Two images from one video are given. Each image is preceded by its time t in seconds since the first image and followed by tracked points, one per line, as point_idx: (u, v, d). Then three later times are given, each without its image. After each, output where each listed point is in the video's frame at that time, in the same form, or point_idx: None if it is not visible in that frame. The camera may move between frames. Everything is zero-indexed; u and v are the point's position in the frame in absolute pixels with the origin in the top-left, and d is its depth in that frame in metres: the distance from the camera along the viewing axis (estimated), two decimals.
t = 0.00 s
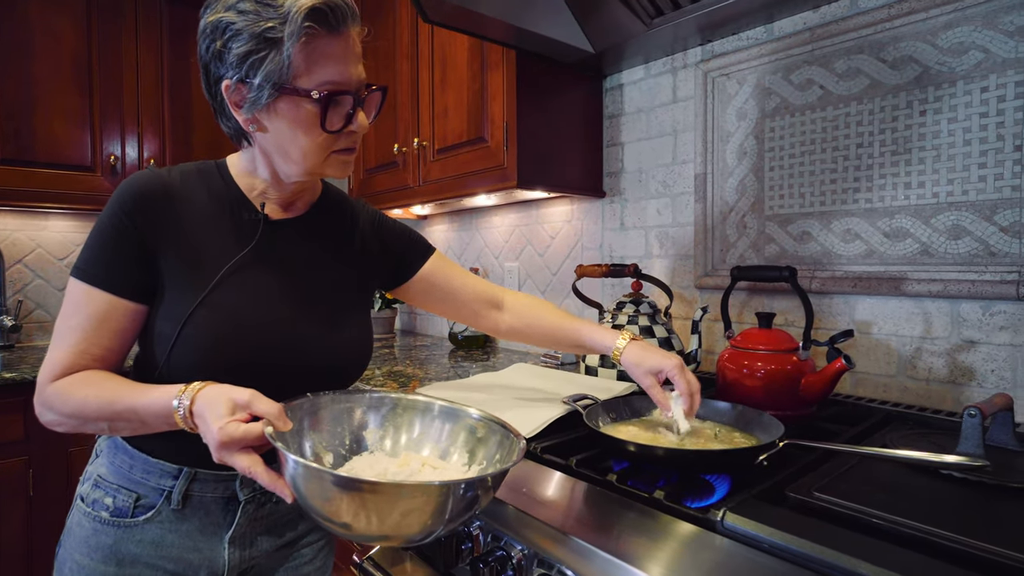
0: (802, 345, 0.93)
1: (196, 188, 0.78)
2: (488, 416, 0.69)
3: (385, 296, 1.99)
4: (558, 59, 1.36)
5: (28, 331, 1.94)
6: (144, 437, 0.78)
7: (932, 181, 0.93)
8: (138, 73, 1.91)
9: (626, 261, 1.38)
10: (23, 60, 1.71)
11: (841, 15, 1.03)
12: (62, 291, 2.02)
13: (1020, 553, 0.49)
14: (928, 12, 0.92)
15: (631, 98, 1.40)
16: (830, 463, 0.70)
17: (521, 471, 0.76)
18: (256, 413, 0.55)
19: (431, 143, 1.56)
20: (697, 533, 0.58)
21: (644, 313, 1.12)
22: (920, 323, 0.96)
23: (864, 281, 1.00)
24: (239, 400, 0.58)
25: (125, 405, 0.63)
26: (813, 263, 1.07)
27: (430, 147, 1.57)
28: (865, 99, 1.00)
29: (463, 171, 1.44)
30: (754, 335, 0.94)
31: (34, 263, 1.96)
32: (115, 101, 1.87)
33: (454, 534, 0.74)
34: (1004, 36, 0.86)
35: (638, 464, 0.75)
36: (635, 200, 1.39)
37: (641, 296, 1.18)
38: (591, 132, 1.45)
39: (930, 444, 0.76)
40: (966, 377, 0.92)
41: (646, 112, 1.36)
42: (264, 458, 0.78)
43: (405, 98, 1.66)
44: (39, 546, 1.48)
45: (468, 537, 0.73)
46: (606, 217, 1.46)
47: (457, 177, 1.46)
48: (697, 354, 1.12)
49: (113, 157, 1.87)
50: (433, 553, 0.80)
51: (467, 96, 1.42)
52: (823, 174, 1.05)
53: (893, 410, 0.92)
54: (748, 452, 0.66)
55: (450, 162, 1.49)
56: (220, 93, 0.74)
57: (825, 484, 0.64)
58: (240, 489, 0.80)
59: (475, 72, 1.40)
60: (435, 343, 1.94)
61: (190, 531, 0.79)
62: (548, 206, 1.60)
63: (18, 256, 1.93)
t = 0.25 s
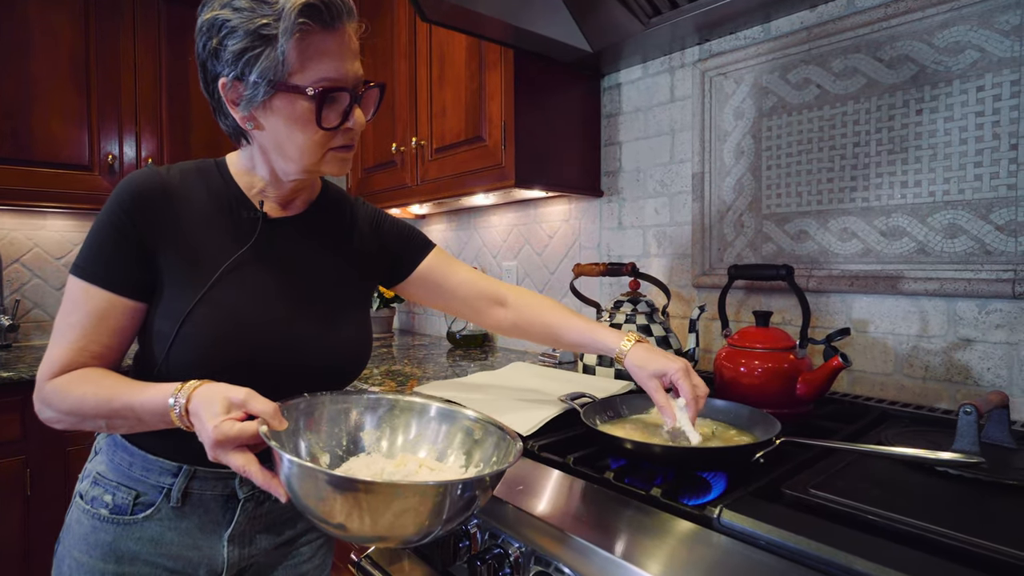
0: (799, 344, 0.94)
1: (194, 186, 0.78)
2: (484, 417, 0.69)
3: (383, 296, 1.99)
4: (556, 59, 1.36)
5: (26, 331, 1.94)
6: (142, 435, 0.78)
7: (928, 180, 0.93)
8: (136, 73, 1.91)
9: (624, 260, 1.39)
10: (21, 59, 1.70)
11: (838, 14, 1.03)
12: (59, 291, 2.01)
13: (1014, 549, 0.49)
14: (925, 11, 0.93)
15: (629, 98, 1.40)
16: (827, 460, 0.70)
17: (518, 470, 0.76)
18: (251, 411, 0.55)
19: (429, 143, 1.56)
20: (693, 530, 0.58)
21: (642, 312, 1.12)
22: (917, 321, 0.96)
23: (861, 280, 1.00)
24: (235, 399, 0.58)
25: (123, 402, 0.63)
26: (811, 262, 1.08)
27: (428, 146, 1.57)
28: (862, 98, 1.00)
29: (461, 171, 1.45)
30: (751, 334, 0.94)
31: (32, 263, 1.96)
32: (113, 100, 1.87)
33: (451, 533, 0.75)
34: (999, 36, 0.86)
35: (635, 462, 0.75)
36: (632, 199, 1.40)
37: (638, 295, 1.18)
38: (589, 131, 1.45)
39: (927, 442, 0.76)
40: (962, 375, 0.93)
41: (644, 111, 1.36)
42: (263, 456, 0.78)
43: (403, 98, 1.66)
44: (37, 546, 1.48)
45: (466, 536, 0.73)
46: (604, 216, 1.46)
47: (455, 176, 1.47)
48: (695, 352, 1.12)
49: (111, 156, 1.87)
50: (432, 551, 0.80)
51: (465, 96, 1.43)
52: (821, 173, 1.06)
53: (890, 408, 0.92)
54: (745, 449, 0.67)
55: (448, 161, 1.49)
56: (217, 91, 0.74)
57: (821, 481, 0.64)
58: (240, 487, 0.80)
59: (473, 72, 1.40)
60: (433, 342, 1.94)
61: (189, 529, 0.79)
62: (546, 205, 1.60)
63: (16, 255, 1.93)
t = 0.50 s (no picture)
0: (797, 343, 0.94)
1: (194, 184, 0.78)
2: (483, 413, 0.69)
3: (382, 296, 1.99)
4: (555, 58, 1.36)
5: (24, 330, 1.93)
6: (141, 433, 0.78)
7: (926, 180, 0.93)
8: (135, 72, 1.91)
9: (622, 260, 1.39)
10: (19, 58, 1.70)
11: (836, 14, 1.03)
12: (58, 290, 2.01)
13: (1009, 546, 0.50)
14: (922, 12, 0.93)
15: (627, 97, 1.40)
16: (824, 459, 0.71)
17: (517, 468, 0.76)
18: (250, 408, 0.55)
19: (428, 142, 1.56)
20: (690, 528, 0.58)
21: (640, 311, 1.13)
22: (914, 321, 0.96)
23: (859, 280, 1.00)
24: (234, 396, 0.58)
25: (123, 399, 0.63)
26: (809, 262, 1.08)
27: (427, 145, 1.57)
28: (860, 98, 1.01)
29: (460, 170, 1.45)
30: (749, 333, 0.94)
31: (30, 262, 1.96)
32: (112, 99, 1.87)
33: (450, 532, 0.75)
34: (996, 37, 0.87)
35: (633, 460, 0.75)
36: (631, 199, 1.40)
37: (637, 294, 1.18)
38: (588, 131, 1.46)
39: (924, 441, 0.76)
40: (959, 375, 0.93)
41: (643, 110, 1.36)
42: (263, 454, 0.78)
43: (402, 97, 1.66)
44: (35, 545, 1.48)
45: (465, 534, 0.73)
46: (602, 216, 1.47)
47: (454, 175, 1.47)
48: (693, 352, 1.12)
49: (110, 155, 1.87)
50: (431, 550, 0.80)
51: (464, 95, 1.43)
52: (819, 173, 1.06)
53: (887, 408, 0.93)
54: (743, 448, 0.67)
55: (447, 160, 1.50)
56: (217, 89, 0.75)
57: (818, 480, 0.65)
58: (239, 484, 0.80)
59: (472, 71, 1.40)
60: (432, 342, 1.94)
61: (188, 526, 0.79)
62: (545, 205, 1.60)
63: (14, 254, 1.93)
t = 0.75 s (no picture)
0: (794, 342, 0.94)
1: (192, 183, 0.78)
2: (482, 418, 0.69)
3: (381, 296, 1.99)
4: (553, 58, 1.36)
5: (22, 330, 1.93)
6: (139, 432, 0.78)
7: (922, 179, 0.94)
8: (132, 72, 1.91)
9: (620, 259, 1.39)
10: (17, 58, 1.70)
11: (832, 14, 1.04)
12: (56, 290, 2.01)
13: (1004, 543, 0.50)
14: (918, 11, 0.93)
15: (625, 97, 1.40)
16: (821, 457, 0.71)
17: (515, 467, 0.76)
18: (247, 407, 0.55)
19: (425, 142, 1.56)
20: (687, 526, 0.58)
21: (638, 310, 1.13)
22: (910, 320, 0.97)
23: (856, 278, 1.00)
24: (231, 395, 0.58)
25: (120, 398, 0.63)
26: (806, 261, 1.08)
27: (425, 145, 1.57)
28: (856, 97, 1.01)
29: (458, 170, 1.45)
30: (746, 332, 0.94)
31: (28, 262, 1.96)
32: (109, 99, 1.87)
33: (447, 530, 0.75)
34: (991, 36, 0.87)
35: (630, 458, 0.75)
36: (629, 198, 1.40)
37: (634, 293, 1.18)
38: (585, 130, 1.46)
39: (920, 439, 0.76)
40: (955, 373, 0.93)
41: (640, 110, 1.37)
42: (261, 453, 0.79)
43: (400, 97, 1.66)
44: (33, 546, 1.48)
45: (462, 532, 0.74)
46: (600, 215, 1.47)
47: (452, 175, 1.47)
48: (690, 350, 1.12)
49: (107, 155, 1.87)
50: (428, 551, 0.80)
51: (462, 95, 1.43)
52: (816, 172, 1.06)
53: (883, 406, 0.93)
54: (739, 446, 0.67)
55: (445, 160, 1.50)
56: (214, 89, 0.75)
57: (814, 478, 0.65)
58: (237, 484, 0.80)
59: (470, 71, 1.41)
60: (430, 341, 1.94)
61: (187, 525, 0.79)
62: (543, 204, 1.60)
63: (12, 254, 1.93)
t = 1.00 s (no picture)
0: (789, 341, 0.94)
1: (189, 183, 0.78)
2: (480, 414, 0.69)
3: (378, 296, 1.99)
4: (549, 58, 1.36)
5: (19, 331, 1.93)
6: (135, 434, 0.78)
7: (917, 179, 0.94)
8: (129, 72, 1.90)
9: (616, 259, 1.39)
10: (13, 59, 1.70)
11: (827, 14, 1.04)
12: (52, 291, 2.00)
13: (996, 542, 0.50)
14: (913, 12, 0.93)
15: (621, 97, 1.41)
16: (816, 457, 0.71)
17: (513, 467, 0.76)
18: (246, 408, 0.55)
19: (422, 142, 1.56)
20: (683, 526, 0.59)
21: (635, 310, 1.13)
22: (905, 319, 0.97)
23: (851, 278, 1.00)
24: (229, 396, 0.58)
25: (116, 400, 0.63)
26: (802, 260, 1.08)
27: (422, 145, 1.57)
28: (852, 97, 1.01)
29: (455, 170, 1.45)
30: (742, 332, 0.94)
31: (25, 262, 1.95)
32: (106, 100, 1.87)
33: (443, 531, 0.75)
34: (985, 36, 0.87)
35: (626, 458, 0.75)
36: (625, 198, 1.40)
37: (631, 293, 1.18)
38: (582, 130, 1.46)
39: (914, 438, 0.77)
40: (949, 373, 0.93)
41: (637, 110, 1.37)
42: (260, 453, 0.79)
43: (396, 97, 1.66)
44: (30, 547, 1.47)
45: (459, 532, 0.74)
46: (597, 215, 1.47)
47: (449, 175, 1.47)
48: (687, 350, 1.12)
49: (104, 156, 1.86)
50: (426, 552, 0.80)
51: (459, 95, 1.43)
52: (812, 171, 1.06)
53: (879, 405, 0.93)
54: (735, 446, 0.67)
55: (442, 160, 1.50)
56: (212, 91, 0.74)
57: (809, 477, 0.65)
58: (236, 486, 0.80)
59: (466, 71, 1.41)
60: (427, 341, 1.94)
61: (184, 527, 0.79)
62: (540, 204, 1.60)
63: (8, 255, 1.92)
